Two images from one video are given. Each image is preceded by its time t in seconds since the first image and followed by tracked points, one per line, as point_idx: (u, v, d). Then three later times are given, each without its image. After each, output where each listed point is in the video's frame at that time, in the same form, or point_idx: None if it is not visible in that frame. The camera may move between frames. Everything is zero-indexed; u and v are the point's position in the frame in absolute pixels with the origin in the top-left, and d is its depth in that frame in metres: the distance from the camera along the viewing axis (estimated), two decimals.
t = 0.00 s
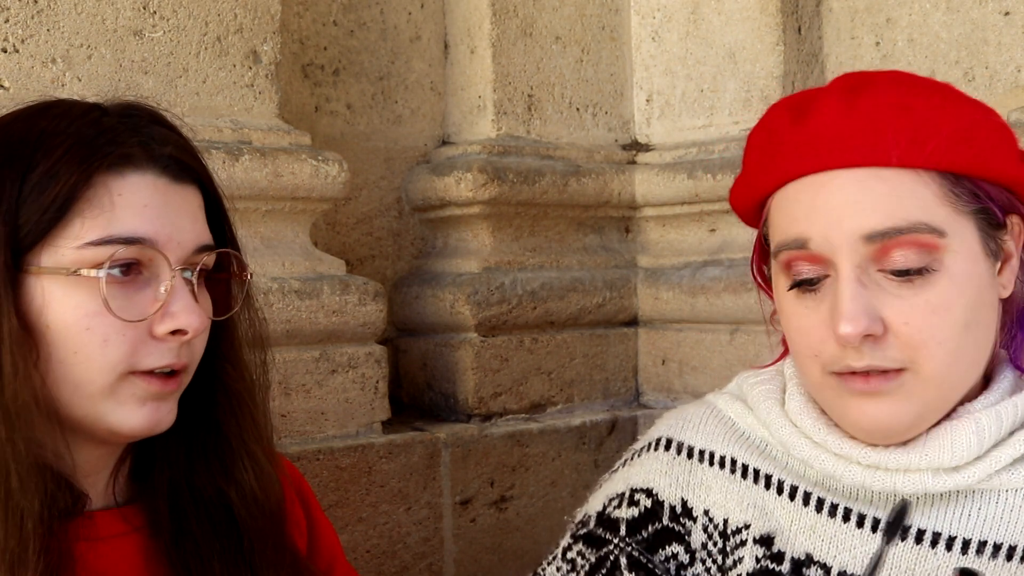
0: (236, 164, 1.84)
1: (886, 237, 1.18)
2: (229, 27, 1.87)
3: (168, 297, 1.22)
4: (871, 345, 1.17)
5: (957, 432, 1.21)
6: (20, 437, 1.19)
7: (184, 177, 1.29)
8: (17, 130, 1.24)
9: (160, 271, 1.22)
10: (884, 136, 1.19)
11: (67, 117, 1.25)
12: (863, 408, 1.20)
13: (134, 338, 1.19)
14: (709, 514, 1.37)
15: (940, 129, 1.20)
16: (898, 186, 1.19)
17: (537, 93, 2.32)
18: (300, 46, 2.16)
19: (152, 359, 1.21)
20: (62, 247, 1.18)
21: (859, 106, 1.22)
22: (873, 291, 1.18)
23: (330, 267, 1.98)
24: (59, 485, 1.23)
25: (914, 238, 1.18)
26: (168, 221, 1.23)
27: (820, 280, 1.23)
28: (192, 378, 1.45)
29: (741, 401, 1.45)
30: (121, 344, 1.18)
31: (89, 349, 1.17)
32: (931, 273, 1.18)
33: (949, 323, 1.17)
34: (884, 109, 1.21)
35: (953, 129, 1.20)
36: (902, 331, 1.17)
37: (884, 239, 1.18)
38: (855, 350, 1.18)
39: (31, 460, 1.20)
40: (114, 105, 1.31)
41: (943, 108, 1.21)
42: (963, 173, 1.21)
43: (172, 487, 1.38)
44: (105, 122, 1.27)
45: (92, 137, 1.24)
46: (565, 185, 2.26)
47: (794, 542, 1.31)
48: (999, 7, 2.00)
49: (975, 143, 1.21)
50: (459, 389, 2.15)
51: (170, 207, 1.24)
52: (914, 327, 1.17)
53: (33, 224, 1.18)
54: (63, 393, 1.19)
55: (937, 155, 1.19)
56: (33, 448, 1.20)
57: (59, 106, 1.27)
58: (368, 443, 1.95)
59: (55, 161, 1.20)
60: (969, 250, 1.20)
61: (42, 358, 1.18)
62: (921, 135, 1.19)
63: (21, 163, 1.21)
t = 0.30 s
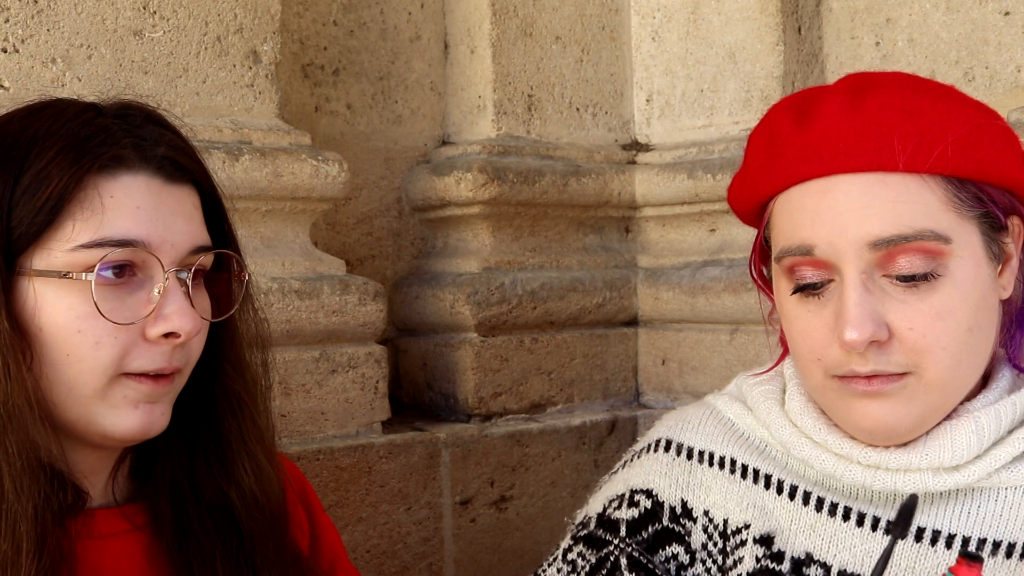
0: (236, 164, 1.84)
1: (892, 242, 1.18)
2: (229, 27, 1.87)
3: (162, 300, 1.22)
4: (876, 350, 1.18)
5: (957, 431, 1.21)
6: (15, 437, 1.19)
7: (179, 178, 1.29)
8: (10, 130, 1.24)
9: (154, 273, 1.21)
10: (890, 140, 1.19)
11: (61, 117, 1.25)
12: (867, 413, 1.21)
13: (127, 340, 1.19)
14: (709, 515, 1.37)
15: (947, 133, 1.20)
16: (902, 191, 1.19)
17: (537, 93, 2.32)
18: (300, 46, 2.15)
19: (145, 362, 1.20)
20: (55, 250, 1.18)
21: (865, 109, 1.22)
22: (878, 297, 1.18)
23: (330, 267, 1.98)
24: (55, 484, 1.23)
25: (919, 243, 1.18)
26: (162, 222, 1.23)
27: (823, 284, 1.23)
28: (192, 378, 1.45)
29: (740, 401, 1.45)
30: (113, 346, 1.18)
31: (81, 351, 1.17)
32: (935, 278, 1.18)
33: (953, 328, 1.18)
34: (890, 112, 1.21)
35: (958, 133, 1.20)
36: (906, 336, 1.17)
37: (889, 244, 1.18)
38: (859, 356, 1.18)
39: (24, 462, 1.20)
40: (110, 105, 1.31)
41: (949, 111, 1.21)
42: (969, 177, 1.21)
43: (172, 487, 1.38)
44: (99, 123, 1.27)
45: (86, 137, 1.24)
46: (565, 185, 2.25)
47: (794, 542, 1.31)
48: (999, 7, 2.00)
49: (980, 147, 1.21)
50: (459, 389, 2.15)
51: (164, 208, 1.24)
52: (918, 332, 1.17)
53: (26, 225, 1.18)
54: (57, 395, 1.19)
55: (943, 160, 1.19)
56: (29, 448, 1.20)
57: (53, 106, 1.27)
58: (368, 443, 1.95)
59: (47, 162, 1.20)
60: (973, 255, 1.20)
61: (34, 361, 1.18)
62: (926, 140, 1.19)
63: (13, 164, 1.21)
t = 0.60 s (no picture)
0: (236, 164, 1.84)
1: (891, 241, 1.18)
2: (229, 27, 1.87)
3: (160, 299, 1.21)
4: (876, 350, 1.17)
5: (957, 430, 1.21)
6: (13, 437, 1.19)
7: (178, 178, 1.29)
8: (9, 130, 1.25)
9: (152, 273, 1.21)
10: (890, 140, 1.19)
11: (60, 117, 1.25)
12: (867, 413, 1.20)
13: (124, 340, 1.19)
14: (708, 515, 1.37)
15: (946, 133, 1.20)
16: (903, 191, 1.19)
17: (537, 93, 2.32)
18: (300, 46, 2.15)
19: (143, 362, 1.20)
20: (53, 249, 1.18)
21: (865, 109, 1.22)
22: (877, 296, 1.18)
23: (330, 267, 1.98)
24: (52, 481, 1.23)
25: (919, 242, 1.18)
26: (160, 222, 1.23)
27: (823, 283, 1.23)
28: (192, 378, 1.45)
29: (740, 402, 1.45)
30: (111, 347, 1.18)
31: (79, 351, 1.17)
32: (934, 277, 1.18)
33: (952, 326, 1.18)
34: (889, 112, 1.21)
35: (958, 132, 1.20)
36: (906, 335, 1.17)
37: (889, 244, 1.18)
38: (860, 355, 1.18)
39: (21, 462, 1.20)
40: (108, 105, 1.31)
41: (949, 111, 1.21)
42: (969, 177, 1.21)
43: (174, 487, 1.38)
44: (98, 122, 1.27)
45: (84, 137, 1.24)
46: (565, 185, 2.25)
47: (794, 541, 1.31)
48: (999, 7, 2.00)
49: (979, 147, 1.21)
50: (459, 389, 2.15)
51: (162, 208, 1.24)
52: (918, 331, 1.17)
53: (24, 225, 1.18)
54: (55, 395, 1.19)
55: (943, 159, 1.19)
56: (27, 447, 1.20)
57: (52, 106, 1.27)
58: (368, 443, 1.95)
59: (45, 161, 1.21)
60: (972, 255, 1.20)
61: (32, 361, 1.18)
62: (926, 139, 1.19)
63: (11, 164, 1.21)
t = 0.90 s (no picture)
0: (236, 164, 1.84)
1: (854, 261, 1.13)
2: (229, 27, 1.87)
3: (159, 299, 1.21)
4: (837, 371, 1.13)
5: (956, 429, 1.21)
6: (13, 437, 1.19)
7: (177, 177, 1.29)
8: (8, 130, 1.25)
9: (151, 272, 1.21)
10: (846, 163, 1.14)
11: (58, 116, 1.26)
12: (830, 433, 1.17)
13: (124, 340, 1.19)
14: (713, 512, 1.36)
15: (906, 155, 1.14)
16: (866, 210, 1.14)
17: (537, 93, 2.32)
18: (300, 46, 2.15)
19: (142, 361, 1.20)
20: (52, 249, 1.18)
21: (826, 130, 1.18)
22: (840, 317, 1.13)
23: (330, 267, 1.98)
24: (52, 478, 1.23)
25: (883, 261, 1.13)
26: (160, 221, 1.23)
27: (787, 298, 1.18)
28: (192, 379, 1.46)
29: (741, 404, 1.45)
30: (111, 347, 1.18)
31: (78, 350, 1.18)
32: (899, 295, 1.14)
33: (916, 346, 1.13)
34: (851, 133, 1.16)
35: (921, 154, 1.15)
36: (869, 357, 1.13)
37: (851, 264, 1.13)
38: (820, 378, 1.14)
39: (23, 461, 1.20)
40: (107, 105, 1.32)
41: (915, 131, 1.16)
42: (932, 196, 1.15)
43: (175, 487, 1.38)
44: (96, 122, 1.27)
45: (82, 136, 1.24)
46: (565, 185, 2.25)
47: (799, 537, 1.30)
48: (999, 7, 2.00)
49: (946, 167, 1.16)
50: (459, 389, 2.15)
51: (162, 207, 1.24)
52: (880, 352, 1.12)
53: (23, 225, 1.18)
54: (55, 395, 1.19)
55: (903, 182, 1.14)
56: (27, 447, 1.20)
57: (50, 106, 1.28)
58: (368, 443, 1.95)
59: (43, 161, 1.21)
60: (939, 273, 1.15)
61: (31, 361, 1.18)
62: (885, 162, 1.14)
63: (11, 164, 1.21)
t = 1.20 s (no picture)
0: (236, 164, 1.84)
1: (819, 263, 1.09)
2: (229, 27, 1.87)
3: (108, 279, 1.18)
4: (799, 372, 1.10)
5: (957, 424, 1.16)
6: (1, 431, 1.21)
7: (131, 160, 1.27)
8: None
9: (96, 252, 1.18)
10: (812, 164, 1.12)
11: (27, 113, 1.30)
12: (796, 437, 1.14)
13: (72, 322, 1.17)
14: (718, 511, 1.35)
15: (874, 160, 1.10)
16: (833, 214, 1.10)
17: (537, 93, 2.32)
18: (300, 46, 2.15)
19: (92, 344, 1.17)
20: (9, 237, 1.19)
21: (801, 133, 1.16)
22: (804, 319, 1.11)
23: (329, 267, 1.98)
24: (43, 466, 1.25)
25: (849, 264, 1.09)
26: (103, 201, 1.21)
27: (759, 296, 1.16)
28: (195, 376, 1.46)
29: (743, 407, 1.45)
30: (59, 330, 1.16)
31: (32, 336, 1.17)
32: (866, 300, 1.10)
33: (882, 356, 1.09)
34: (821, 139, 1.13)
35: (890, 159, 1.10)
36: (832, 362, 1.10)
37: (816, 266, 1.10)
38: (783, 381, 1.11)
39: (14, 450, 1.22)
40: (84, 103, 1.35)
41: (887, 139, 1.12)
42: (904, 204, 1.10)
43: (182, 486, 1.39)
44: (59, 115, 1.29)
45: (41, 127, 1.27)
46: (565, 185, 2.25)
47: (808, 533, 1.27)
48: (999, 7, 2.00)
49: (918, 174, 1.11)
50: (459, 389, 2.15)
51: (108, 187, 1.22)
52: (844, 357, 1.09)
53: None
54: (25, 384, 1.19)
55: (869, 186, 1.10)
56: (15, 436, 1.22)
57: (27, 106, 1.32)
58: (368, 443, 1.95)
59: (4, 153, 1.24)
60: (910, 281, 1.10)
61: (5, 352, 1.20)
62: (853, 164, 1.10)
63: None
